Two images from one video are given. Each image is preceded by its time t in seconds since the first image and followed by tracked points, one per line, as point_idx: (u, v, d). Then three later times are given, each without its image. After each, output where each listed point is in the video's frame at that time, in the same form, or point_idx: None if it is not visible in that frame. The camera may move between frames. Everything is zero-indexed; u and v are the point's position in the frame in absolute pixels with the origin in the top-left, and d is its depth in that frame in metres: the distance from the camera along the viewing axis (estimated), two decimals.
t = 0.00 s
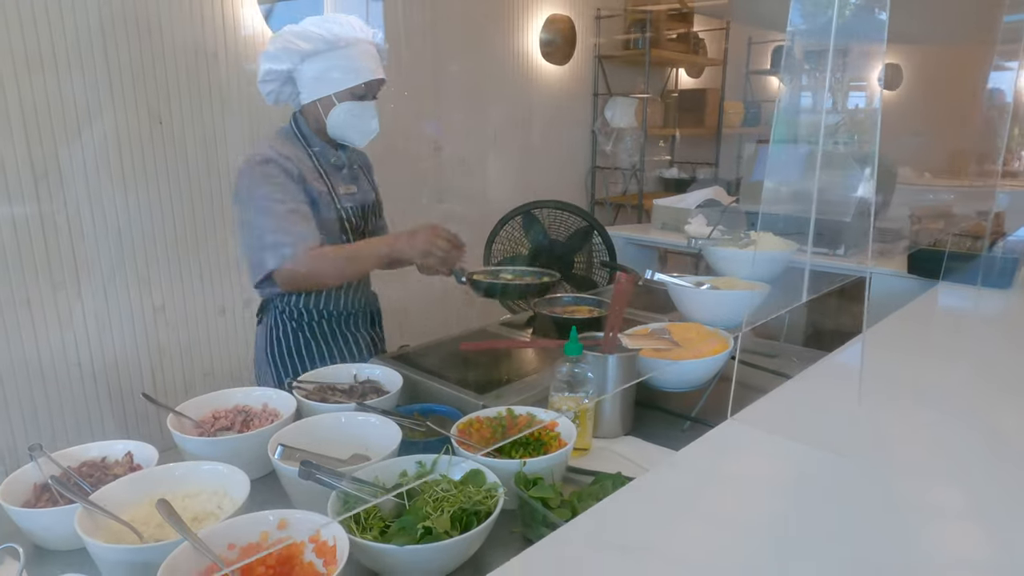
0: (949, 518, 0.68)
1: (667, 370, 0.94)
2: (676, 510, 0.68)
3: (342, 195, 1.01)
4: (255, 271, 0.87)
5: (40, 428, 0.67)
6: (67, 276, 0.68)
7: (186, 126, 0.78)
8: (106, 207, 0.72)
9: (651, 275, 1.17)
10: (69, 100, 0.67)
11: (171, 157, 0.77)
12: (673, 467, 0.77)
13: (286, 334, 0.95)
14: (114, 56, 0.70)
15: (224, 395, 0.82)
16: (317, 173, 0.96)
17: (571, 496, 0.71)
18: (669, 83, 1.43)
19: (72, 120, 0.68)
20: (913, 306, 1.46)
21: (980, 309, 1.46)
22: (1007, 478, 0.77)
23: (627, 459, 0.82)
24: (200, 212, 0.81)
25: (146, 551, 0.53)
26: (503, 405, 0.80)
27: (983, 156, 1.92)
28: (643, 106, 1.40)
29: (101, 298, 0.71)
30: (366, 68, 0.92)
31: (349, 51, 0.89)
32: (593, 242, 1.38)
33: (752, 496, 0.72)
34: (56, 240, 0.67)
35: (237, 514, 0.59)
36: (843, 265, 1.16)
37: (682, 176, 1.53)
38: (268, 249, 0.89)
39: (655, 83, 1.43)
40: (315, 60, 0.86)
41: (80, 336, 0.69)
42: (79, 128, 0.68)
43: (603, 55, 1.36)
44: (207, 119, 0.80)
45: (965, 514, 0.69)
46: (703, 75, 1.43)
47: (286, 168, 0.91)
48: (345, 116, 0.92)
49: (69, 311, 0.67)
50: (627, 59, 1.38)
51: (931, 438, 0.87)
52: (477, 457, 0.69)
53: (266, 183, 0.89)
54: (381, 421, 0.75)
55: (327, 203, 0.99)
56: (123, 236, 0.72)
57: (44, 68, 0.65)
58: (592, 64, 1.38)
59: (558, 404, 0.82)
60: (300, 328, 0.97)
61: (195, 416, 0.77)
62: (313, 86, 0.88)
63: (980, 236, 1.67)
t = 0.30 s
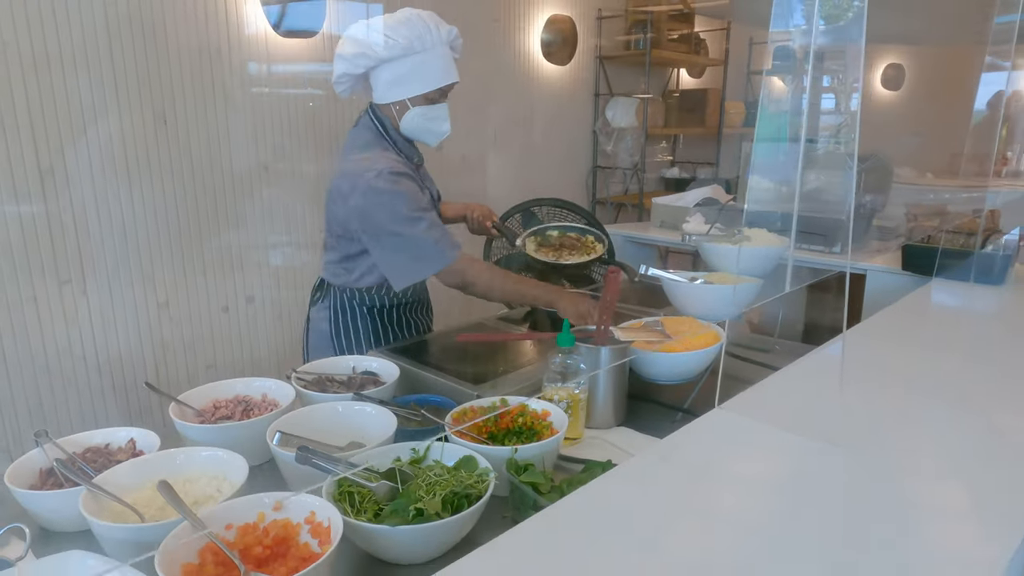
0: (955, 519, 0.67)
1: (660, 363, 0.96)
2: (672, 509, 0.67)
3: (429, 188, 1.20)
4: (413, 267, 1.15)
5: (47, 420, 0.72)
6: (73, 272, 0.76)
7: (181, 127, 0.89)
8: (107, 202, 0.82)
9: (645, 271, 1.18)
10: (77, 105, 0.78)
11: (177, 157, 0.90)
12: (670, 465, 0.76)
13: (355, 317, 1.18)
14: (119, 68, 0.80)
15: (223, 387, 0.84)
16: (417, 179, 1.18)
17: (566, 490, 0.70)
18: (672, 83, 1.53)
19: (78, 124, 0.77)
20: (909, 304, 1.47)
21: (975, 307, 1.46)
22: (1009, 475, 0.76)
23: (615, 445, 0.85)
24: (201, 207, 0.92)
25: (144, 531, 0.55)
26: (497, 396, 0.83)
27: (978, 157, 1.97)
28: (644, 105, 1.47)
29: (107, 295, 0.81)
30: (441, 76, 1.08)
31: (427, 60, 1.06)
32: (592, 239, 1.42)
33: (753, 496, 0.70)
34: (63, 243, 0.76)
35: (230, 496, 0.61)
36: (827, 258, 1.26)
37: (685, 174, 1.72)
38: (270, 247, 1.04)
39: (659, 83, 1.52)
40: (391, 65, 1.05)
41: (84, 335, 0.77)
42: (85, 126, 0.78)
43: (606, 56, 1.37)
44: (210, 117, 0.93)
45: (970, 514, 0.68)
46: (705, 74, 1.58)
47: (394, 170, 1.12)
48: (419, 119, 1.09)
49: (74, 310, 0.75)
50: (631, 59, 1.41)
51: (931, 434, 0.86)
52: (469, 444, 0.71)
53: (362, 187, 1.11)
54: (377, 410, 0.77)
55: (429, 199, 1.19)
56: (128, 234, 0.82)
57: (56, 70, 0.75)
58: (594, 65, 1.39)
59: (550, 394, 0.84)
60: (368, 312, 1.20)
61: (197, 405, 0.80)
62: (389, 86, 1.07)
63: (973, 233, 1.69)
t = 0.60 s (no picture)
0: (953, 516, 0.66)
1: (650, 355, 0.99)
2: (664, 506, 0.66)
3: (453, 184, 1.29)
4: (411, 269, 1.17)
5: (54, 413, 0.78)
6: (74, 271, 0.88)
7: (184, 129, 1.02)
8: (111, 195, 0.96)
9: (640, 264, 1.23)
10: (80, 106, 0.89)
11: (178, 152, 1.01)
12: (666, 462, 0.75)
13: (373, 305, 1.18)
14: (120, 63, 0.92)
15: (219, 377, 0.84)
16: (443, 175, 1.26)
17: (558, 482, 0.70)
18: (670, 82, 1.61)
19: (79, 127, 0.90)
20: (905, 301, 1.47)
21: (972, 304, 1.46)
22: (1007, 473, 0.75)
23: (605, 433, 0.88)
24: (201, 207, 1.05)
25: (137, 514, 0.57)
26: (492, 386, 0.84)
27: (973, 155, 1.93)
28: (643, 104, 1.56)
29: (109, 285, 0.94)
30: (473, 77, 1.14)
31: (462, 61, 1.13)
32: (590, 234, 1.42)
33: (749, 494, 0.69)
34: (64, 235, 0.89)
35: (225, 481, 0.62)
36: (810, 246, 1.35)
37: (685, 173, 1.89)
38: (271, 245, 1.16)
39: (658, 84, 1.60)
40: (431, 64, 1.14)
41: (85, 331, 0.87)
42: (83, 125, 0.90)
43: (606, 56, 1.49)
44: (213, 119, 1.06)
45: (967, 511, 0.67)
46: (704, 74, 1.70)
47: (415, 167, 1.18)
48: (455, 117, 1.17)
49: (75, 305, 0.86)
50: (630, 58, 1.50)
51: (930, 431, 0.85)
52: (462, 431, 0.73)
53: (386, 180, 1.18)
54: (372, 400, 0.77)
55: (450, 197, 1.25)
56: (128, 226, 0.97)
57: (58, 70, 0.87)
58: (595, 65, 1.51)
59: (544, 383, 0.88)
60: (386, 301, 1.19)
61: (196, 395, 0.80)
62: (428, 83, 1.16)
63: (970, 229, 1.70)
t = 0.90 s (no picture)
0: (958, 517, 0.65)
1: (653, 355, 0.99)
2: (665, 507, 0.66)
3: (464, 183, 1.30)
4: (414, 262, 1.17)
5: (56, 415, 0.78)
6: (76, 270, 0.87)
7: (185, 128, 1.01)
8: (114, 196, 0.94)
9: (644, 265, 1.22)
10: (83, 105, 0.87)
11: (180, 150, 1.01)
12: (667, 463, 0.75)
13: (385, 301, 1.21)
14: (121, 60, 0.92)
15: (220, 376, 0.84)
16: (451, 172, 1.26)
17: (560, 483, 0.70)
18: (674, 82, 1.63)
19: (80, 123, 0.88)
20: (910, 302, 1.46)
21: (977, 304, 1.45)
22: (1012, 474, 0.74)
23: (608, 433, 0.88)
24: (204, 204, 1.05)
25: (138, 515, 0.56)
26: (493, 386, 0.84)
27: (979, 156, 1.93)
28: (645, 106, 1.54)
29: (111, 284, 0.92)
30: (483, 71, 1.15)
31: (471, 56, 1.14)
32: (592, 235, 1.40)
33: (753, 495, 0.69)
34: (65, 233, 0.88)
35: (224, 481, 0.61)
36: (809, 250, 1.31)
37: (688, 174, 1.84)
38: (274, 245, 1.16)
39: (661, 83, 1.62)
40: (439, 59, 1.15)
41: (85, 327, 0.87)
42: (87, 118, 0.88)
43: (609, 56, 1.51)
44: (213, 118, 1.05)
45: (971, 512, 0.66)
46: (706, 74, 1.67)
47: (420, 160, 1.17)
48: (463, 111, 1.16)
49: (76, 305, 0.85)
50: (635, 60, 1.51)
51: (935, 433, 0.84)
52: (463, 431, 0.73)
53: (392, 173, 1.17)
54: (373, 400, 0.77)
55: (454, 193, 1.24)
56: (129, 224, 0.95)
57: (60, 69, 0.85)
58: (598, 65, 1.52)
59: (546, 384, 0.88)
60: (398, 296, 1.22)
61: (196, 395, 0.80)
62: (437, 78, 1.17)
63: (974, 229, 1.68)
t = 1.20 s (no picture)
0: (957, 522, 0.65)
1: (652, 357, 0.99)
2: (662, 511, 0.66)
3: (467, 186, 1.31)
4: (423, 260, 1.22)
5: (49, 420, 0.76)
6: (75, 272, 0.87)
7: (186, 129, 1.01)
8: (112, 199, 0.95)
9: (643, 267, 1.22)
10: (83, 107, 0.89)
11: (180, 151, 1.00)
12: (665, 467, 0.75)
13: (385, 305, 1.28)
14: (121, 61, 0.92)
15: (218, 379, 0.83)
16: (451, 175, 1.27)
17: (557, 487, 0.70)
18: (675, 83, 1.64)
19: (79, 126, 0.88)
20: (911, 304, 1.46)
21: (976, 306, 1.45)
22: (1009, 476, 0.74)
23: (607, 438, 0.87)
24: (202, 201, 1.04)
25: (136, 520, 0.56)
26: (492, 390, 0.84)
27: (979, 157, 1.93)
28: (646, 106, 1.57)
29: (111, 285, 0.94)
30: (484, 72, 1.13)
31: (472, 57, 1.13)
32: (592, 238, 1.40)
33: (752, 499, 0.69)
34: (64, 234, 0.88)
35: (222, 485, 0.62)
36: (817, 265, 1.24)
37: (688, 175, 1.81)
38: (275, 247, 1.15)
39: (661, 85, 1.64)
40: (443, 60, 1.14)
41: (85, 329, 0.87)
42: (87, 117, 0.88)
43: (609, 57, 1.53)
44: (214, 121, 1.04)
45: (969, 516, 0.66)
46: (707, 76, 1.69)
47: (424, 161, 1.20)
48: (467, 112, 1.15)
49: (75, 307, 0.85)
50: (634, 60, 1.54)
51: (935, 437, 0.84)
52: (461, 435, 0.73)
53: (398, 174, 1.20)
54: (371, 404, 0.77)
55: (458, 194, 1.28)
56: (129, 227, 0.95)
57: (59, 71, 0.86)
58: (598, 66, 1.54)
59: (544, 388, 0.87)
60: (396, 300, 1.29)
61: (194, 398, 0.80)
62: (441, 80, 1.16)
63: (974, 231, 1.67)
